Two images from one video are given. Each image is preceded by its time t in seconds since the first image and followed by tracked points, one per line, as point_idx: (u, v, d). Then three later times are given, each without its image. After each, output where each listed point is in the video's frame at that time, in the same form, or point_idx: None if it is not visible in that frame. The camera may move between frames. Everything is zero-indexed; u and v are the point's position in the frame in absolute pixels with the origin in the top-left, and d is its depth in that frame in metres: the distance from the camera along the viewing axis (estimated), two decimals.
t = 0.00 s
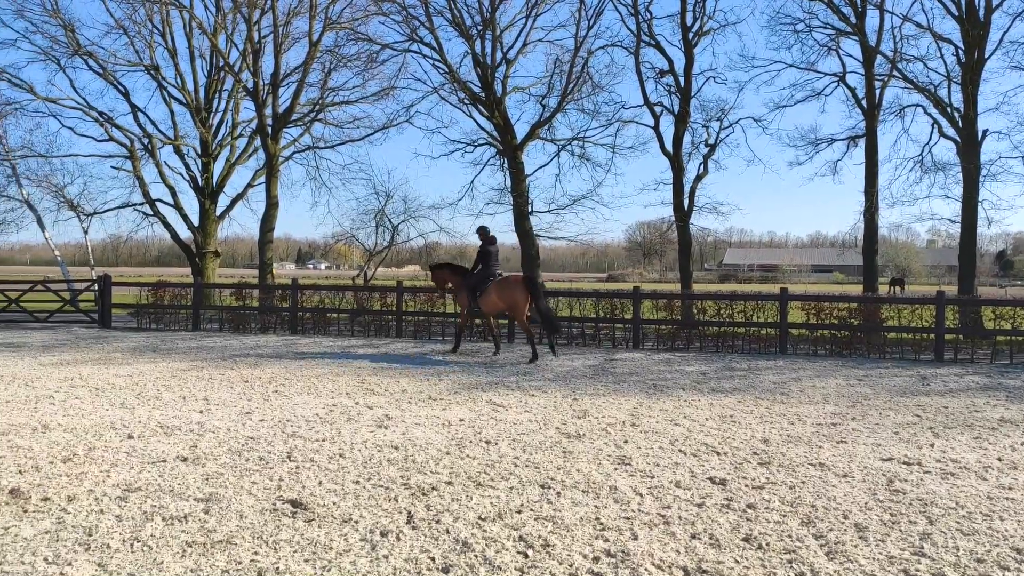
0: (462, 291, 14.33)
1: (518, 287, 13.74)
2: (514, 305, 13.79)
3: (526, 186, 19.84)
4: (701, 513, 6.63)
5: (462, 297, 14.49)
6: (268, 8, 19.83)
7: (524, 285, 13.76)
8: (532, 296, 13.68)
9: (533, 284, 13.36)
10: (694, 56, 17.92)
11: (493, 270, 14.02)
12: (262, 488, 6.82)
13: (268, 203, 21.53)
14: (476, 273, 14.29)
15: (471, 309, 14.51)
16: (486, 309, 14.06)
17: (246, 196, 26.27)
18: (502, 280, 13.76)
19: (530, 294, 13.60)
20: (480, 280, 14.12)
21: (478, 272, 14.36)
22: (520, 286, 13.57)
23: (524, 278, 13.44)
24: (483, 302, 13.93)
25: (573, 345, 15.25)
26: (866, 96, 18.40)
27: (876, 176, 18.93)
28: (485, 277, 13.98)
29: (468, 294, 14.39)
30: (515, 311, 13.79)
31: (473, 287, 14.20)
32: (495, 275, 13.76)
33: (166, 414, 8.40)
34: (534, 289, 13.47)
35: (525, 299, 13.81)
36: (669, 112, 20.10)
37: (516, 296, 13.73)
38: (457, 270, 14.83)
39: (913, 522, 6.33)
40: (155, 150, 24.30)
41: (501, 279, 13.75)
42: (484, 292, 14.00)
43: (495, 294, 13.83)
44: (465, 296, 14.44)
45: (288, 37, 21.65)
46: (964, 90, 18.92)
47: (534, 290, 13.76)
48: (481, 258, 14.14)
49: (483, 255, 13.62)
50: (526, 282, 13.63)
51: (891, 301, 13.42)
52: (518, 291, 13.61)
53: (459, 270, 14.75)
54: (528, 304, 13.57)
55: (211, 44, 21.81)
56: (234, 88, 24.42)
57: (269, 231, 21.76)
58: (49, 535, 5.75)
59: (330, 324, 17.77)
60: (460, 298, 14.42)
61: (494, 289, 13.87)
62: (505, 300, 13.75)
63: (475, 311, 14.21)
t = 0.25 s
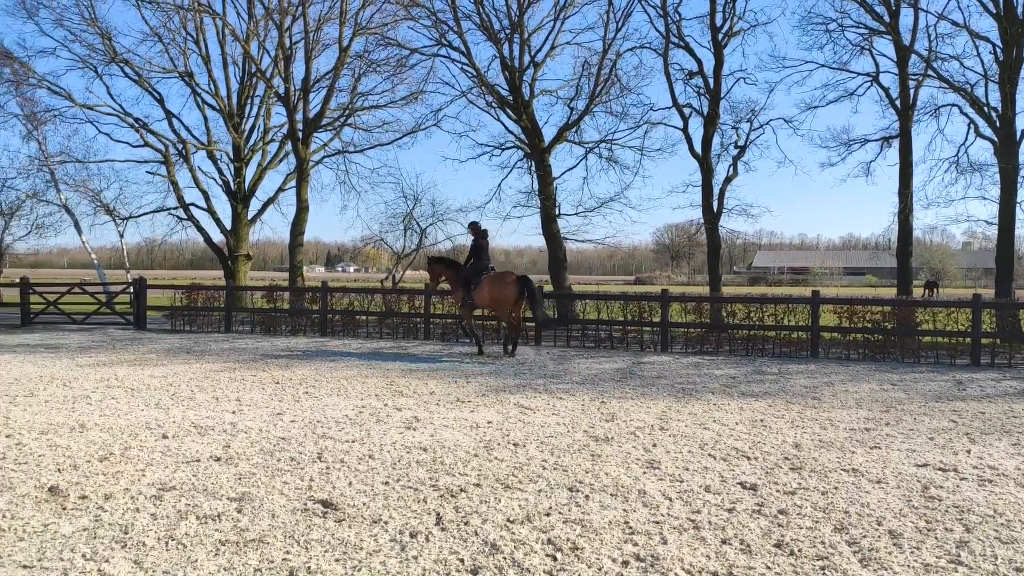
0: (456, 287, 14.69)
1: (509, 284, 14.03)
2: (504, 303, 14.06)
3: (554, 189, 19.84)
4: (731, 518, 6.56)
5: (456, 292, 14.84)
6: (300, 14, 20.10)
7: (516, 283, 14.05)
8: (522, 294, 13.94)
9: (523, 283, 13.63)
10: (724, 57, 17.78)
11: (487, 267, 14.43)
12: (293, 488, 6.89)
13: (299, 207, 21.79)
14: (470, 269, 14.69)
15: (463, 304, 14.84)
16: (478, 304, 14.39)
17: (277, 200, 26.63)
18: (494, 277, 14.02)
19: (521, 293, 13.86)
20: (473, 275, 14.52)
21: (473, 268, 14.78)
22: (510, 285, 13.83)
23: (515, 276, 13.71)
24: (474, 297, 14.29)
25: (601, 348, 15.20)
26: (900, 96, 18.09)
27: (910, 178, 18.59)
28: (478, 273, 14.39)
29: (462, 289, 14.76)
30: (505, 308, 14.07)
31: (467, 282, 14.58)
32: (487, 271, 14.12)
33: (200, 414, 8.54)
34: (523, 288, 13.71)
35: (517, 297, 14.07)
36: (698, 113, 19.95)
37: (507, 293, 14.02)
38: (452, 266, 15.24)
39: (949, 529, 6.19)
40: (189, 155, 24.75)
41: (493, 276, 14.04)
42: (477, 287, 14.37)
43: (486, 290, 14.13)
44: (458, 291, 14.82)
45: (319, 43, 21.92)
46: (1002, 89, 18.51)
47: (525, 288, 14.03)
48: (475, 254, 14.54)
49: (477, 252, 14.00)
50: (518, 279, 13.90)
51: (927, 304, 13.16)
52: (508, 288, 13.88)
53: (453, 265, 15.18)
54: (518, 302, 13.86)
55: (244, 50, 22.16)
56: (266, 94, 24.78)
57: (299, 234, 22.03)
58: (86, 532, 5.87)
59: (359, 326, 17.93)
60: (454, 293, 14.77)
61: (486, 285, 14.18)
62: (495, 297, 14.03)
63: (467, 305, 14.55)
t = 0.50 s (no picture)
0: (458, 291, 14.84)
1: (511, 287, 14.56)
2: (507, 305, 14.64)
3: (591, 189, 19.76)
4: (774, 522, 6.44)
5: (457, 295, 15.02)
6: (339, 18, 20.36)
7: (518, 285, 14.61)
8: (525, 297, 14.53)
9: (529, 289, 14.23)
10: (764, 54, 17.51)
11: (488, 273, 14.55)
12: (334, 486, 6.97)
13: (338, 208, 22.08)
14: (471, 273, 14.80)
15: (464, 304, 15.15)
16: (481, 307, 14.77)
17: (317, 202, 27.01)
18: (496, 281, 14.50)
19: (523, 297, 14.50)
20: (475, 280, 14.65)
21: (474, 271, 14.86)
22: (513, 289, 14.40)
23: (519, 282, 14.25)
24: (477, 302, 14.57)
25: (638, 349, 15.11)
26: (947, 91, 17.60)
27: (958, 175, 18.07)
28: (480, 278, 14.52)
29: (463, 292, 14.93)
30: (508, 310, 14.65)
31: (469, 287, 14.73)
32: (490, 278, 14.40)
33: (243, 412, 8.69)
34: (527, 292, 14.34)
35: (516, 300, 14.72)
36: (738, 111, 19.68)
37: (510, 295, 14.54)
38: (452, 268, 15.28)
39: (1003, 537, 5.99)
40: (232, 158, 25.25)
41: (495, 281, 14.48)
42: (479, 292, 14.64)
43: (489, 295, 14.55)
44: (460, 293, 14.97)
45: (358, 46, 22.18)
46: None
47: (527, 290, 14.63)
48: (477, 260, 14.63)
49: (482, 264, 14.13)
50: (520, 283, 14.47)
51: (976, 305, 12.85)
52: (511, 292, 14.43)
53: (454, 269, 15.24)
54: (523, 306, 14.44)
55: (285, 54, 22.52)
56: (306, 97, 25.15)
57: (339, 235, 22.31)
58: (136, 526, 6.01)
59: (397, 326, 18.09)
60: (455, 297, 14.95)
61: (489, 290, 14.58)
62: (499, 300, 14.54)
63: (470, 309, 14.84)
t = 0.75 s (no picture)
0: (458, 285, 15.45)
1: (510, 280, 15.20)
2: (505, 297, 15.25)
3: (628, 188, 19.65)
4: (817, 526, 6.32)
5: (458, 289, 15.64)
6: (377, 20, 20.58)
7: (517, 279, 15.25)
8: (523, 289, 15.12)
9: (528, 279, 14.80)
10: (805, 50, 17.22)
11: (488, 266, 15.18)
12: (374, 484, 7.04)
13: (376, 209, 22.30)
14: (470, 268, 15.46)
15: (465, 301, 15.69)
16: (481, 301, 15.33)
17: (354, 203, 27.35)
18: (495, 274, 15.15)
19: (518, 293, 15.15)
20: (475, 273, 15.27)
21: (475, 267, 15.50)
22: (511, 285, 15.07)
23: (518, 273, 14.85)
24: (477, 293, 15.13)
25: (676, 349, 14.99)
26: (996, 85, 17.08)
27: (1008, 172, 17.53)
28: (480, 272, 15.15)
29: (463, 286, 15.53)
30: (506, 302, 15.25)
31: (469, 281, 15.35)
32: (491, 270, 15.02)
33: (284, 410, 8.83)
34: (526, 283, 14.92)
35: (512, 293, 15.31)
36: (779, 108, 19.38)
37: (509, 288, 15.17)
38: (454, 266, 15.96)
39: None
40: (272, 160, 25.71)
41: (495, 273, 15.12)
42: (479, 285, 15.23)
43: (489, 287, 15.16)
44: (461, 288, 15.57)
45: (395, 48, 22.39)
46: None
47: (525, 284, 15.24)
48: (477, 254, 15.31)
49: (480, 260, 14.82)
50: (519, 275, 15.08)
51: None
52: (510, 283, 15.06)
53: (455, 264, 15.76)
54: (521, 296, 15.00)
55: (324, 57, 22.84)
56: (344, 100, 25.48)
57: (376, 235, 22.54)
58: (182, 521, 6.14)
59: (434, 326, 18.18)
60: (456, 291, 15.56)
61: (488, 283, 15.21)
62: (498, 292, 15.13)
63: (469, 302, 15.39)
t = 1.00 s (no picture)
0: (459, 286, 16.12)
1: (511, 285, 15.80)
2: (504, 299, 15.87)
3: (664, 189, 19.51)
4: (862, 531, 6.18)
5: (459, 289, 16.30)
6: (412, 24, 20.75)
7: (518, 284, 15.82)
8: (523, 295, 15.76)
9: (528, 287, 15.36)
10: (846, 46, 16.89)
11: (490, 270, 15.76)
12: (413, 483, 7.09)
13: (412, 211, 22.47)
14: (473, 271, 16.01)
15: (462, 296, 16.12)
16: (480, 303, 15.96)
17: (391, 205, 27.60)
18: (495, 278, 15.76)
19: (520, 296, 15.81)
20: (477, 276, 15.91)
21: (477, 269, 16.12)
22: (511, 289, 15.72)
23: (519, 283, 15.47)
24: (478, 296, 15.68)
25: (713, 351, 14.85)
26: None
27: None
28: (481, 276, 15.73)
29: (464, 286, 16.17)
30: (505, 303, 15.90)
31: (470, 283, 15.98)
32: (492, 275, 15.60)
33: (324, 409, 8.94)
34: (526, 291, 15.51)
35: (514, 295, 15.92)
36: (819, 106, 19.04)
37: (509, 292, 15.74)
38: (456, 265, 16.55)
39: None
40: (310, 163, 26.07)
41: (496, 278, 15.66)
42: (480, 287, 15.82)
43: (489, 290, 15.74)
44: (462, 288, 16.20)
45: (430, 51, 22.54)
46: None
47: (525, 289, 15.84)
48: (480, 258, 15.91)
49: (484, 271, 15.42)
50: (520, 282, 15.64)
51: None
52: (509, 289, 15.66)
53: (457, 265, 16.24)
54: (521, 303, 15.60)
55: (360, 61, 23.09)
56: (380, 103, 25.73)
57: (412, 237, 22.72)
58: (226, 518, 6.25)
59: (469, 327, 18.28)
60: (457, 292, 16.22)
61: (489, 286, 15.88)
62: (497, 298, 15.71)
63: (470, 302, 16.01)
